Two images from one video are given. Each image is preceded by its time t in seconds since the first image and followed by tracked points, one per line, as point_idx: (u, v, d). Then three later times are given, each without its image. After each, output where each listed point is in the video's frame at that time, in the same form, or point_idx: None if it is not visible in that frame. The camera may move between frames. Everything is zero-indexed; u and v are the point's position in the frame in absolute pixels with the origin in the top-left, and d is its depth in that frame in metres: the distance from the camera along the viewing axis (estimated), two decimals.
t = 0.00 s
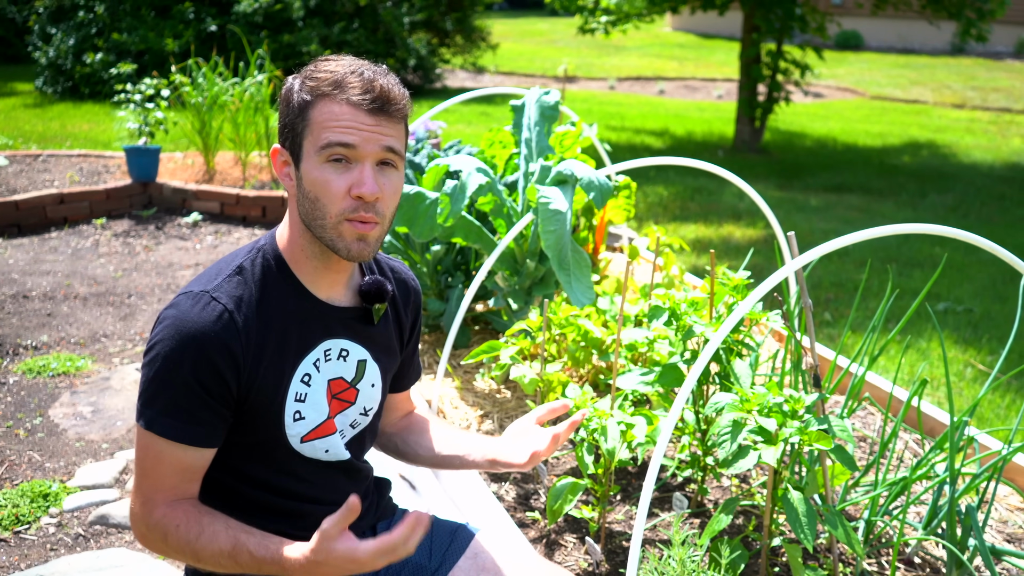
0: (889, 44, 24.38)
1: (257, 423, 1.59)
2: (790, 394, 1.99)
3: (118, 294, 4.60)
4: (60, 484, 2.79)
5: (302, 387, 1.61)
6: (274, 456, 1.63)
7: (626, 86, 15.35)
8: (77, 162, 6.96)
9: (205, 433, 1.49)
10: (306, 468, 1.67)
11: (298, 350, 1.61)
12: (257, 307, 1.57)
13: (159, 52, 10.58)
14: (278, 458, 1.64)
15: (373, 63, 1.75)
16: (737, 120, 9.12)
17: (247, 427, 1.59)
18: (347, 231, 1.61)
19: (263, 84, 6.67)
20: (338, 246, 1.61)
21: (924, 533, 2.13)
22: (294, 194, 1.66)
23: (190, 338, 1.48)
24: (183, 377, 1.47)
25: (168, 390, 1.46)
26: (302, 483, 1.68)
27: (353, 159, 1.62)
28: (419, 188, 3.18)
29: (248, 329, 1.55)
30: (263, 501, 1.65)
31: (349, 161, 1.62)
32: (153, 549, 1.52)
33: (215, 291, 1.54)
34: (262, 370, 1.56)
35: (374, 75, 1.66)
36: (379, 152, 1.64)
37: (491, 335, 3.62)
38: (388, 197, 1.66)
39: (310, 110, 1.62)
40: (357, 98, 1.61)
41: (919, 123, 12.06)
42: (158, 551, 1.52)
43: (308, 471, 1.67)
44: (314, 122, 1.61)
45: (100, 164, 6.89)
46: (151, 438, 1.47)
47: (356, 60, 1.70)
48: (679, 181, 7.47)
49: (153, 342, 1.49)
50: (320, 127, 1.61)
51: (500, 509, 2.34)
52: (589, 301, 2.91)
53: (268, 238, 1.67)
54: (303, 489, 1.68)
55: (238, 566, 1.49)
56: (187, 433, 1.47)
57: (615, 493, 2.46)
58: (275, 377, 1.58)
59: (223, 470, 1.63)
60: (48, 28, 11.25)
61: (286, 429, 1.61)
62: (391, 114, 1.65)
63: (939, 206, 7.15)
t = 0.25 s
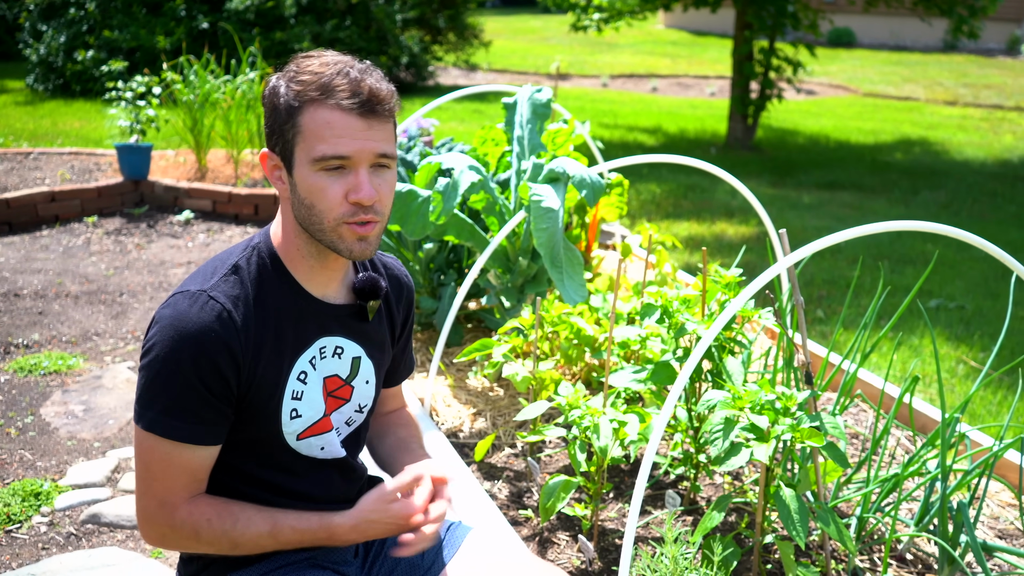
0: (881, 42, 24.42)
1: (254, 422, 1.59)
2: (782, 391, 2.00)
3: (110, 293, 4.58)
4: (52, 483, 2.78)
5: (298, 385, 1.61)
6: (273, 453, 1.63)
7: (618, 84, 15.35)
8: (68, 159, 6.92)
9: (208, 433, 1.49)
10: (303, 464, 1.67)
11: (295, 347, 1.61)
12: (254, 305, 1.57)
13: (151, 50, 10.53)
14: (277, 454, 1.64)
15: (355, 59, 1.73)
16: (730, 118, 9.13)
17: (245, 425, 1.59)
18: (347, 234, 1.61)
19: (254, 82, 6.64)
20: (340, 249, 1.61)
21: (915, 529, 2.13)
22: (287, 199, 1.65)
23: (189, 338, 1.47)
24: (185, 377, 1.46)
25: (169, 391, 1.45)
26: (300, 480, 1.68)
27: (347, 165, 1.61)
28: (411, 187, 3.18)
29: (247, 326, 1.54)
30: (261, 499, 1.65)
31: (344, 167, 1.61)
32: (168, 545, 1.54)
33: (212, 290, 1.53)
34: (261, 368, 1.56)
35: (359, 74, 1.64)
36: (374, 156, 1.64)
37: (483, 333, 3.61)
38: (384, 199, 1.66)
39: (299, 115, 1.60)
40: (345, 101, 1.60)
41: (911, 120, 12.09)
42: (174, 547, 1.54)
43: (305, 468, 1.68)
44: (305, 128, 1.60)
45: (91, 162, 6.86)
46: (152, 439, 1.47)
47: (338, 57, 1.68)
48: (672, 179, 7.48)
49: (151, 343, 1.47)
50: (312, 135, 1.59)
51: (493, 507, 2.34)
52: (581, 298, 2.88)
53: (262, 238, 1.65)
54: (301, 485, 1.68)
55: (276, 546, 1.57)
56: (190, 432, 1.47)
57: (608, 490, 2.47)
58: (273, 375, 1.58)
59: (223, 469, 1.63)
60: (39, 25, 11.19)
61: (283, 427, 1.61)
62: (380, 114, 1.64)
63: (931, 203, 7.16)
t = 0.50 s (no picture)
0: (877, 42, 24.47)
1: (253, 420, 1.59)
2: (779, 390, 2.00)
3: (106, 293, 4.57)
4: (48, 483, 2.78)
5: (296, 383, 1.61)
6: (272, 452, 1.63)
7: (615, 84, 15.36)
8: (64, 159, 6.91)
9: (206, 431, 1.49)
10: (302, 463, 1.67)
11: (292, 345, 1.61)
12: (251, 302, 1.57)
13: (147, 49, 10.52)
14: (275, 453, 1.64)
15: (350, 56, 1.73)
16: (726, 118, 9.13)
17: (243, 424, 1.59)
18: (334, 232, 1.61)
19: (251, 82, 6.64)
20: (326, 246, 1.61)
21: (912, 528, 2.14)
22: (280, 195, 1.66)
23: (186, 336, 1.47)
24: (184, 376, 1.46)
25: (166, 390, 1.45)
26: (297, 478, 1.67)
27: (335, 163, 1.61)
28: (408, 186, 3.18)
29: (245, 324, 1.54)
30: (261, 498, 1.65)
31: (332, 164, 1.61)
32: (168, 545, 1.53)
33: (209, 288, 1.53)
34: (258, 365, 1.56)
35: (351, 72, 1.64)
36: (362, 154, 1.63)
37: (480, 332, 3.61)
38: (373, 197, 1.66)
39: (289, 112, 1.60)
40: (335, 99, 1.60)
41: (907, 120, 12.11)
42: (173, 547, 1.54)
43: (304, 466, 1.67)
44: (295, 126, 1.60)
45: (87, 161, 6.85)
46: (151, 439, 1.46)
47: (332, 55, 1.67)
48: (669, 178, 7.48)
49: (148, 343, 1.47)
50: (300, 131, 1.60)
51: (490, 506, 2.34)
52: (579, 298, 2.87)
53: (257, 234, 1.66)
54: (301, 483, 1.68)
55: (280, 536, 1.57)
56: (188, 431, 1.47)
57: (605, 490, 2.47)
58: (271, 373, 1.58)
59: (223, 468, 1.63)
60: (34, 25, 11.16)
61: (281, 425, 1.61)
62: (370, 112, 1.64)
63: (927, 203, 7.18)
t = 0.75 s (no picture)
0: (875, 45, 24.53)
1: (248, 424, 1.59)
2: (777, 394, 2.00)
3: (105, 296, 4.57)
4: (46, 487, 2.78)
5: (292, 386, 1.62)
6: (269, 455, 1.63)
7: (613, 88, 15.38)
8: (63, 163, 6.91)
9: (202, 434, 1.49)
10: (299, 467, 1.67)
11: (288, 348, 1.61)
12: (246, 306, 1.57)
13: (145, 53, 10.52)
14: (271, 457, 1.63)
15: (349, 57, 1.74)
16: (724, 121, 9.15)
17: (239, 427, 1.59)
18: (327, 229, 1.61)
19: (249, 86, 6.64)
20: (319, 244, 1.61)
21: (910, 532, 2.14)
22: (275, 195, 1.66)
23: (180, 338, 1.47)
24: (179, 379, 1.46)
25: (160, 393, 1.45)
26: (294, 482, 1.67)
27: (330, 159, 1.61)
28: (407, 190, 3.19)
29: (239, 326, 1.54)
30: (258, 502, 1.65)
31: (327, 161, 1.61)
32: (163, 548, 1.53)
33: (203, 291, 1.53)
34: (253, 367, 1.56)
35: (348, 71, 1.65)
36: (357, 151, 1.63)
37: (479, 336, 3.62)
38: (368, 195, 1.66)
39: (286, 109, 1.61)
40: (331, 97, 1.60)
41: (905, 123, 12.13)
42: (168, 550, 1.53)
43: (300, 470, 1.67)
44: (291, 122, 1.61)
45: (85, 165, 6.85)
46: (146, 441, 1.46)
47: (331, 55, 1.69)
48: (667, 182, 7.49)
49: (143, 347, 1.47)
50: (296, 127, 1.60)
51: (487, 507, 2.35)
52: (576, 303, 2.89)
53: (253, 237, 1.66)
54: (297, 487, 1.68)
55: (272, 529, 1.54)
56: (184, 435, 1.47)
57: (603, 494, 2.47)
58: (266, 376, 1.58)
59: (218, 472, 1.63)
60: (33, 28, 11.16)
61: (278, 427, 1.61)
62: (366, 110, 1.64)
63: (925, 206, 7.19)
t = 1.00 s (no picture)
0: (871, 47, 24.58)
1: (240, 421, 1.58)
2: (774, 395, 2.00)
3: (101, 299, 4.56)
4: (42, 489, 2.77)
5: (286, 383, 1.61)
6: (260, 454, 1.62)
7: (610, 90, 15.39)
8: (59, 166, 6.90)
9: (192, 428, 1.49)
10: (292, 466, 1.66)
11: (281, 345, 1.61)
12: (240, 301, 1.57)
13: (142, 55, 10.52)
14: (263, 455, 1.63)
15: (357, 60, 1.76)
16: (721, 123, 9.16)
17: (231, 424, 1.59)
18: (325, 223, 1.61)
19: (246, 88, 6.64)
20: (313, 238, 1.61)
21: (907, 533, 2.14)
22: (274, 189, 1.66)
23: (174, 331, 1.47)
24: (170, 371, 1.46)
25: (151, 385, 1.45)
26: (286, 482, 1.66)
27: (332, 151, 1.62)
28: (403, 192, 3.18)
29: (232, 322, 1.54)
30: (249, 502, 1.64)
31: (328, 153, 1.62)
32: (147, 547, 1.51)
33: (197, 285, 1.54)
34: (246, 363, 1.56)
35: (356, 70, 1.67)
36: (358, 147, 1.64)
37: (475, 338, 3.62)
38: (366, 191, 1.66)
39: (291, 102, 1.62)
40: (338, 92, 1.62)
41: (902, 125, 12.16)
42: (153, 549, 1.51)
43: (293, 469, 1.67)
44: (295, 115, 1.62)
45: (82, 168, 6.85)
46: (135, 435, 1.46)
47: (340, 56, 1.71)
48: (663, 184, 7.50)
49: (135, 339, 1.48)
50: (300, 120, 1.61)
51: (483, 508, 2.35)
52: (574, 304, 2.89)
53: (249, 233, 1.66)
54: (288, 486, 1.67)
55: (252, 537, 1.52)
56: (174, 428, 1.47)
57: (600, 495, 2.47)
58: (259, 373, 1.58)
59: (208, 470, 1.62)
60: (30, 31, 11.15)
61: (271, 425, 1.60)
62: (370, 108, 1.65)
63: (922, 208, 7.20)
